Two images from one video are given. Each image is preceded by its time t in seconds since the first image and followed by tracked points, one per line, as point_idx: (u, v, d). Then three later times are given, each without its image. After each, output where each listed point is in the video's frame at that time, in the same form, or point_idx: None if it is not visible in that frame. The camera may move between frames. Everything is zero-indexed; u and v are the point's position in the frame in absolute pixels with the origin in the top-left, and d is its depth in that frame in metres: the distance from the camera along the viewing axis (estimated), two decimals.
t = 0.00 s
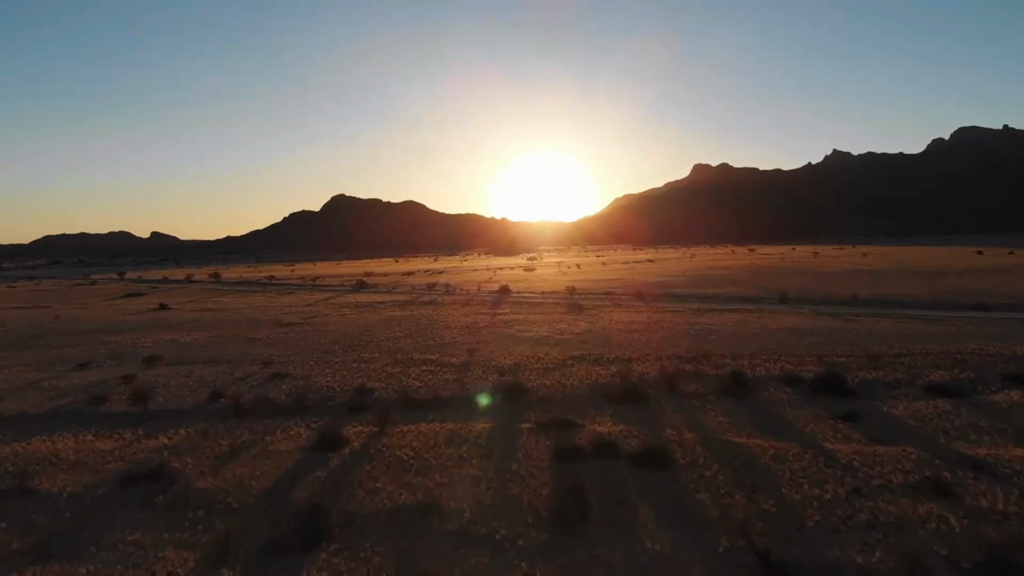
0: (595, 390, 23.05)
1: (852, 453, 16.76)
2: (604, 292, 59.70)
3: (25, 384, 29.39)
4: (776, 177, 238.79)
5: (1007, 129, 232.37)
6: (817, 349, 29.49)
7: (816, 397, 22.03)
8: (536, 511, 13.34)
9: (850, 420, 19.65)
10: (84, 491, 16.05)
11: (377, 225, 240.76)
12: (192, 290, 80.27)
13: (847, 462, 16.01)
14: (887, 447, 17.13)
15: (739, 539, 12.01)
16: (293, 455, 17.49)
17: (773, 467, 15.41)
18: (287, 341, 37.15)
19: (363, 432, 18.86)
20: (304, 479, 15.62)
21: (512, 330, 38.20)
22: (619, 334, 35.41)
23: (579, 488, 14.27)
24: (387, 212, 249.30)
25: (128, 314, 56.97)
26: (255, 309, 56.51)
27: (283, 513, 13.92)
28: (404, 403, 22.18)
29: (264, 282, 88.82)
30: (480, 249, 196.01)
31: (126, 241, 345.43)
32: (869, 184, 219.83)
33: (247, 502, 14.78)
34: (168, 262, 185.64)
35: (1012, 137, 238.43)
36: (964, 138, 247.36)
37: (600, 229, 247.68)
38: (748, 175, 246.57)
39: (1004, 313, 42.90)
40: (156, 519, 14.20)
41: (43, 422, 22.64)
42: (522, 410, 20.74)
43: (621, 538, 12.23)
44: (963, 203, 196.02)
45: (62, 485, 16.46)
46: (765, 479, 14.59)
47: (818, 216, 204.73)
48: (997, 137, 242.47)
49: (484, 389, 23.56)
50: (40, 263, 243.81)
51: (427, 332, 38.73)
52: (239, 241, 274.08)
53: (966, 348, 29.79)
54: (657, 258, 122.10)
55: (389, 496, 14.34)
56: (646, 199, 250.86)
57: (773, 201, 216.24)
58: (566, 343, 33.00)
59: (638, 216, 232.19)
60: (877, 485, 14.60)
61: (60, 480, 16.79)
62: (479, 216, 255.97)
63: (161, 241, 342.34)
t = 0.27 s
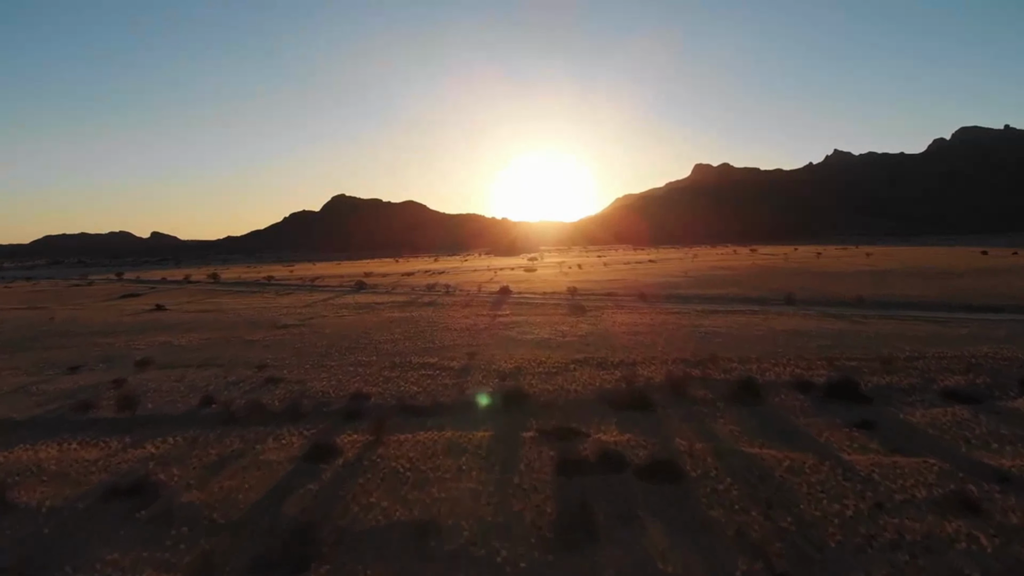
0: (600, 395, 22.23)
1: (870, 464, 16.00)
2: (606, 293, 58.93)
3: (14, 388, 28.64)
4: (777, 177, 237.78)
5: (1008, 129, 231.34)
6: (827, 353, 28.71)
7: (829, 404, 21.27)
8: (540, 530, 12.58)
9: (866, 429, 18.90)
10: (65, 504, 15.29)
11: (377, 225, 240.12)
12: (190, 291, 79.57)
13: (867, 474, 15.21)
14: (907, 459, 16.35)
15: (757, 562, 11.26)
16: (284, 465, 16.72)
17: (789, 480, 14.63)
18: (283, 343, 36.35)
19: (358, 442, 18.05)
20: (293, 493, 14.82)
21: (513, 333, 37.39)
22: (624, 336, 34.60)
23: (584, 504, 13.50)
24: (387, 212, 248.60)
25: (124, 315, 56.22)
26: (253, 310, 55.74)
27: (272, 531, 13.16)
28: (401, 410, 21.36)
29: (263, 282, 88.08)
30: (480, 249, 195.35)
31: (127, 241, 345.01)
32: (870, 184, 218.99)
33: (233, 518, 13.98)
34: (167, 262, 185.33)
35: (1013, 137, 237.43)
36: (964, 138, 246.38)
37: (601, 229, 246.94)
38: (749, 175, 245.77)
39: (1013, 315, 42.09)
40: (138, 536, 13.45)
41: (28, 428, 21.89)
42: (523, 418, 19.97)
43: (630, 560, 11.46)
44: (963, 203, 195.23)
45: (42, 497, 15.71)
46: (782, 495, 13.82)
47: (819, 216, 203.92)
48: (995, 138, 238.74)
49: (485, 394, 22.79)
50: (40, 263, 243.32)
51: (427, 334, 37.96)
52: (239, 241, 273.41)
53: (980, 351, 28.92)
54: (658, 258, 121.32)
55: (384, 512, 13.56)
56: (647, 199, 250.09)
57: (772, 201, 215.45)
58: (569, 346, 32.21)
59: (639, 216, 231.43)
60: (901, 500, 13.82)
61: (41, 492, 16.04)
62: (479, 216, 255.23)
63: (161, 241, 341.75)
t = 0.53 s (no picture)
0: (603, 400, 21.54)
1: (888, 475, 15.33)
2: (608, 294, 58.19)
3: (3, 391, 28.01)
4: (777, 177, 236.99)
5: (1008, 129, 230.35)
6: (835, 356, 28.03)
7: (841, 410, 20.62)
8: (543, 548, 11.93)
9: (881, 438, 18.23)
10: (46, 517, 14.65)
11: (377, 225, 239.48)
12: (188, 291, 78.95)
13: (885, 486, 14.55)
14: (927, 470, 15.69)
15: None
16: (276, 476, 16.07)
17: (804, 493, 13.98)
18: (280, 346, 35.69)
19: (353, 451, 17.39)
20: (284, 506, 14.17)
21: (514, 335, 36.69)
22: (627, 339, 33.88)
23: (590, 518, 12.85)
24: (387, 212, 247.98)
25: (120, 316, 55.56)
26: (250, 311, 55.05)
27: (261, 548, 12.51)
28: (399, 416, 20.70)
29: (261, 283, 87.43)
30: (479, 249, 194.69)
31: (127, 241, 344.51)
32: (871, 184, 218.18)
33: (220, 532, 13.32)
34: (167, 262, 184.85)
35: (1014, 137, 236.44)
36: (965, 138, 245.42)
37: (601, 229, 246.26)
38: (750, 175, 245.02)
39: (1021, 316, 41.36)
40: (121, 553, 12.80)
41: (15, 434, 21.26)
42: (525, 424, 19.31)
43: None
44: (962, 203, 194.23)
45: (23, 509, 15.07)
46: (798, 509, 13.16)
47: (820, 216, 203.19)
48: (995, 138, 237.81)
49: (486, 399, 22.11)
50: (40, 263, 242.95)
51: (426, 336, 37.27)
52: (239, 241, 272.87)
53: (991, 354, 28.22)
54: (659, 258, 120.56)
55: (379, 528, 12.91)
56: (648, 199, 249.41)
57: (772, 201, 214.51)
58: (572, 348, 31.50)
59: (639, 216, 230.67)
60: (923, 515, 13.16)
61: (22, 503, 15.40)
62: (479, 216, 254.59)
63: (161, 241, 341.25)
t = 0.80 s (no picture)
0: (609, 407, 20.68)
1: (912, 489, 14.53)
2: (610, 295, 57.39)
3: None
4: (778, 177, 236.03)
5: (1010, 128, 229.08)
6: (847, 360, 27.19)
7: (857, 418, 19.79)
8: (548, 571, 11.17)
9: (901, 449, 17.42)
10: (21, 533, 13.87)
11: (376, 225, 238.73)
12: (185, 292, 78.17)
13: (910, 502, 13.75)
14: (952, 484, 14.88)
15: None
16: (265, 488, 15.30)
17: (823, 509, 13.23)
18: (275, 348, 34.84)
19: (347, 462, 16.55)
20: (272, 523, 13.35)
21: (515, 337, 35.84)
22: (632, 341, 33.02)
23: (598, 537, 12.08)
24: (387, 212, 247.22)
25: (115, 317, 54.75)
26: (247, 312, 54.21)
27: (247, 569, 11.75)
28: (396, 423, 19.86)
29: (260, 283, 86.61)
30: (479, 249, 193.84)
31: (128, 241, 344.03)
32: (872, 183, 217.21)
33: (203, 552, 12.51)
34: (168, 262, 185.94)
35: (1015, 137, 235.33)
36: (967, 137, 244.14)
37: (602, 229, 245.45)
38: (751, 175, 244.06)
39: None
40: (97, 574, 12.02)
41: None
42: (528, 432, 18.53)
43: None
44: (963, 203, 193.36)
45: None
46: (819, 528, 12.40)
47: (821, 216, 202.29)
48: (996, 137, 236.77)
49: (486, 405, 21.30)
50: (39, 263, 242.34)
51: (425, 338, 36.47)
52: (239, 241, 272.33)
53: (1007, 358, 27.37)
54: (660, 258, 119.67)
55: (373, 548, 12.13)
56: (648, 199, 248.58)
57: (772, 201, 213.77)
58: (575, 352, 30.61)
59: (640, 216, 229.79)
60: (952, 535, 12.39)
61: None
62: (479, 216, 253.82)
63: (161, 241, 340.61)
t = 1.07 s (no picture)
0: (614, 414, 19.85)
1: (939, 506, 13.71)
2: (612, 296, 56.56)
3: None
4: (779, 177, 235.05)
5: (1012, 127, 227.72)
6: (859, 364, 26.37)
7: (874, 428, 18.96)
8: None
9: (922, 460, 16.59)
10: None
11: (376, 224, 237.97)
12: (182, 292, 77.39)
13: (937, 520, 12.97)
14: (981, 499, 14.05)
15: None
16: (253, 503, 14.51)
17: (846, 528, 12.44)
18: (270, 351, 33.98)
19: (340, 475, 15.74)
20: (257, 543, 12.53)
21: (517, 339, 34.95)
22: (636, 344, 32.12)
23: (606, 561, 11.29)
24: (387, 212, 246.45)
25: (110, 319, 53.98)
26: (244, 313, 53.37)
27: None
28: (392, 432, 19.02)
29: (258, 284, 85.82)
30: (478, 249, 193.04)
31: (129, 241, 343.65)
32: (873, 183, 216.29)
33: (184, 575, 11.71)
34: (168, 262, 186.55)
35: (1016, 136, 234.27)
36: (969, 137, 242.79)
37: (602, 229, 244.67)
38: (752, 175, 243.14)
39: None
40: None
41: None
42: (530, 441, 17.72)
43: None
44: (963, 203, 192.46)
45: None
46: (844, 551, 11.61)
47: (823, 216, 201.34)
48: (997, 137, 235.75)
49: (487, 411, 20.49)
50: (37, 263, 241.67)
51: (424, 340, 35.65)
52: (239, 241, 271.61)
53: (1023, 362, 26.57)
54: (661, 258, 118.81)
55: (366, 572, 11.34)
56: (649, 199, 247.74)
57: (772, 201, 213.03)
58: (577, 355, 29.71)
59: (641, 216, 228.94)
60: (985, 556, 11.62)
61: None
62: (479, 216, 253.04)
63: (161, 241, 339.94)
